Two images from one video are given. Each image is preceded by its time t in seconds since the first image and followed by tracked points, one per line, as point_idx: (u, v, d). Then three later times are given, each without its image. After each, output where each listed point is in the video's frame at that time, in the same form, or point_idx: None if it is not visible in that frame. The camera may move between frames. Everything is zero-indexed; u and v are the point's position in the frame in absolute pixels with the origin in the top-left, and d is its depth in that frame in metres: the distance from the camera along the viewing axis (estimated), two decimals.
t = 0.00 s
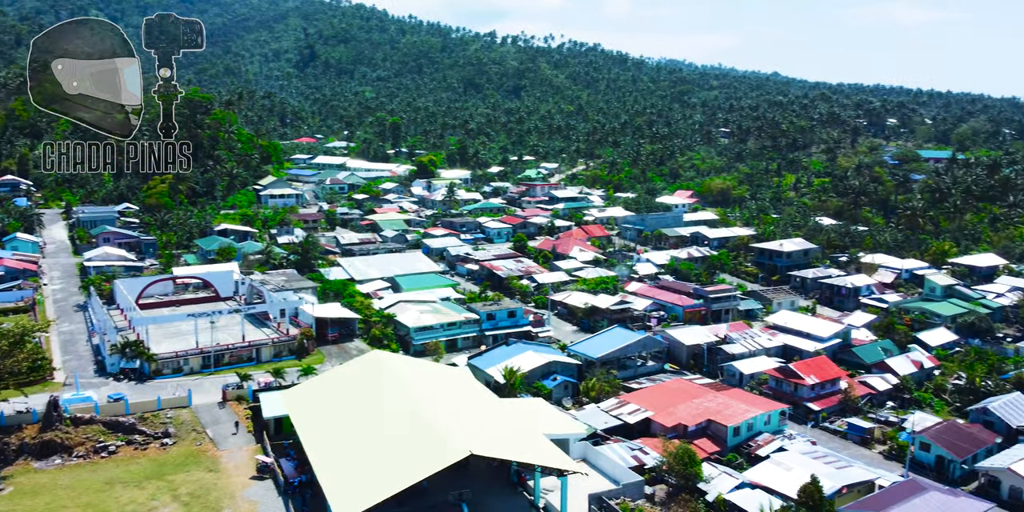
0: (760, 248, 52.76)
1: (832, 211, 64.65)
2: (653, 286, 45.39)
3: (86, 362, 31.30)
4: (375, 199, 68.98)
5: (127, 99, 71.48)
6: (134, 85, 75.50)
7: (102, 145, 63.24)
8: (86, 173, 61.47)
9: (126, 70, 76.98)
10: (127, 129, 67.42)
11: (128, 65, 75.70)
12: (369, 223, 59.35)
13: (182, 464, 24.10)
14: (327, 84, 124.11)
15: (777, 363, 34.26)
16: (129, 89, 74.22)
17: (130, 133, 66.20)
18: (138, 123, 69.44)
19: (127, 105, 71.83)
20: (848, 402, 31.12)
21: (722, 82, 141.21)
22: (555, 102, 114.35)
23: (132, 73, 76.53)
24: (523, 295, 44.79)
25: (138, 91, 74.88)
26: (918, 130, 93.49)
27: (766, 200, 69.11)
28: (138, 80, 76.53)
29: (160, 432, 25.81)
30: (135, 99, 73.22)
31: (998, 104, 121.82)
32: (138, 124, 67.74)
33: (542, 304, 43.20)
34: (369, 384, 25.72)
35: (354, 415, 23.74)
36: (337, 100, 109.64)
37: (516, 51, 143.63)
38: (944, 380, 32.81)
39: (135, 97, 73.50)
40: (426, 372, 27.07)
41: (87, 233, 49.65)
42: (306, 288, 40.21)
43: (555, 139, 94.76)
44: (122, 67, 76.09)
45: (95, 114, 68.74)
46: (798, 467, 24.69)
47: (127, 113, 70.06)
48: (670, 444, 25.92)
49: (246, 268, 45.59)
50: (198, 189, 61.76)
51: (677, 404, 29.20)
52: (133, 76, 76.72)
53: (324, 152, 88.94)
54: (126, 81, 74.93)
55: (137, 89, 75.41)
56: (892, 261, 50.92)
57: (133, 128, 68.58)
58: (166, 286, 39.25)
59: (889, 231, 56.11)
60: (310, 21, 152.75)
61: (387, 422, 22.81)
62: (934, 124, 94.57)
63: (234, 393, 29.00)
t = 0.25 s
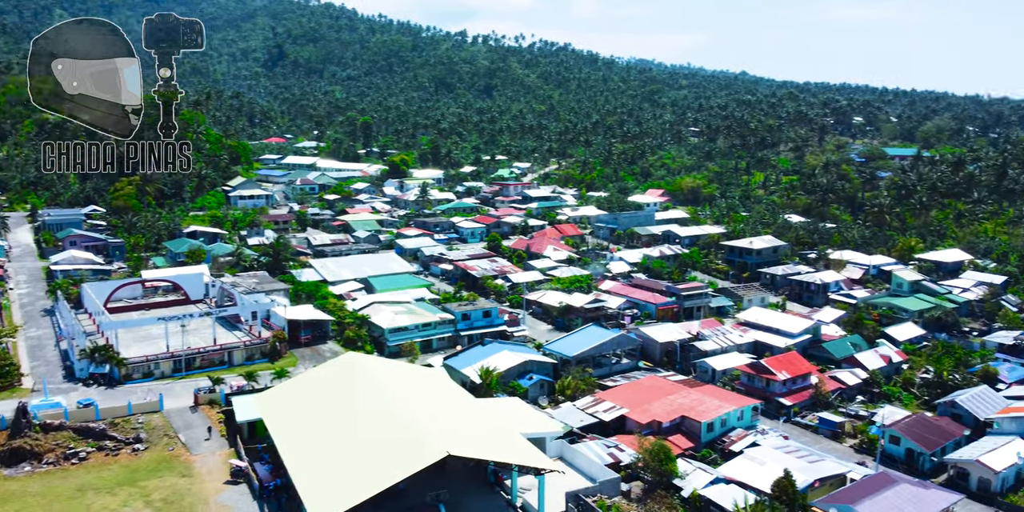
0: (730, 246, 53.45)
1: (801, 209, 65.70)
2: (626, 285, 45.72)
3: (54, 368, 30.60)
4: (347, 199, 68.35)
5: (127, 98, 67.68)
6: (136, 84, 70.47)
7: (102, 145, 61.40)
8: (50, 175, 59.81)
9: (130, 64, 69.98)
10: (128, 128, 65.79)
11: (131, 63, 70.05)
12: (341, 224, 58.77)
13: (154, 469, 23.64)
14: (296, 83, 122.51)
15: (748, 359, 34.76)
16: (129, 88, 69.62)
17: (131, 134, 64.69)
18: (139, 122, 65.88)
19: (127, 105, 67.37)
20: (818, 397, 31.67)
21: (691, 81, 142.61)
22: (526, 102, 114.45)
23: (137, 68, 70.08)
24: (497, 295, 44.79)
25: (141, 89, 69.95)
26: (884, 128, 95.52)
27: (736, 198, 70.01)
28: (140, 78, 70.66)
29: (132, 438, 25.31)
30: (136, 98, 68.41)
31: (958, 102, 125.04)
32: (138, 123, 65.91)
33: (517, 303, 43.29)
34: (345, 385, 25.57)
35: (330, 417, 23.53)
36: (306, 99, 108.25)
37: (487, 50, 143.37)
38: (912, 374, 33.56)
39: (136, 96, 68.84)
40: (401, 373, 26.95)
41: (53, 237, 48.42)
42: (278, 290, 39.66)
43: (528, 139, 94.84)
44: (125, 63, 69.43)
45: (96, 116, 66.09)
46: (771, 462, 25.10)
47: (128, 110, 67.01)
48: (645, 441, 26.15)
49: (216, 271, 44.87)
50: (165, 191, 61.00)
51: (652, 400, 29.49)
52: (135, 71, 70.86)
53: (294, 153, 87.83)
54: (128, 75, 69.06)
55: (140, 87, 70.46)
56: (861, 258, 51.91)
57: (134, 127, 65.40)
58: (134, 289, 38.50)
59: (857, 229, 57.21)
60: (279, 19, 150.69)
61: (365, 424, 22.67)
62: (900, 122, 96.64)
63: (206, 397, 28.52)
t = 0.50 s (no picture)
0: (701, 244, 54.07)
1: (770, 207, 66.78)
2: (600, 283, 46.01)
3: (21, 374, 29.99)
4: (318, 200, 67.78)
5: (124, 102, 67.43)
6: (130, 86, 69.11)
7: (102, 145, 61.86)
8: (13, 177, 58.30)
9: (131, 64, 69.12)
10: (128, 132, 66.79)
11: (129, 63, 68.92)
12: (312, 225, 58.23)
13: (126, 475, 23.19)
14: (265, 83, 121.08)
15: (721, 356, 35.22)
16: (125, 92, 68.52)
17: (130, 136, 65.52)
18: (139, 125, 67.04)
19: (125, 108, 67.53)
20: (790, 392, 32.19)
21: (661, 81, 144.06)
22: (499, 101, 114.57)
23: (138, 69, 69.52)
24: (472, 295, 44.78)
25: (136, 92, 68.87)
26: (851, 127, 97.55)
27: (706, 196, 70.94)
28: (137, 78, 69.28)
29: (103, 444, 24.81)
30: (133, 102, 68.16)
31: (922, 100, 128.00)
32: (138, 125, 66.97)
33: (492, 303, 43.32)
34: (321, 387, 25.35)
35: (305, 419, 23.33)
36: (276, 99, 107.03)
37: (458, 49, 143.22)
38: (881, 368, 34.23)
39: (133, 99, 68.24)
40: (378, 375, 26.82)
41: (18, 239, 47.40)
42: (249, 292, 39.15)
43: (500, 138, 94.93)
44: (124, 64, 68.66)
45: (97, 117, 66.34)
46: (745, 457, 25.46)
47: (128, 110, 67.48)
48: (622, 439, 26.34)
49: (186, 273, 44.16)
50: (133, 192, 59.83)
51: (627, 398, 29.74)
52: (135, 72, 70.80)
53: (264, 153, 86.80)
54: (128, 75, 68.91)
55: (139, 87, 70.44)
56: (829, 254, 52.92)
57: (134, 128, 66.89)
58: (103, 293, 37.86)
59: (825, 226, 58.32)
60: (247, 19, 148.73)
61: (342, 425, 22.50)
62: (866, 121, 98.71)
63: (178, 402, 28.03)
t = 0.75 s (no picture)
0: (673, 243, 54.58)
1: (741, 205, 67.77)
2: (574, 282, 46.22)
3: None
4: (289, 200, 67.08)
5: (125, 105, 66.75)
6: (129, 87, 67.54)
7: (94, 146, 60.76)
8: None
9: (130, 64, 65.98)
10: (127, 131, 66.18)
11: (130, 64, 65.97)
12: (284, 226, 57.60)
13: (98, 482, 22.69)
14: (234, 83, 119.36)
15: (694, 353, 35.62)
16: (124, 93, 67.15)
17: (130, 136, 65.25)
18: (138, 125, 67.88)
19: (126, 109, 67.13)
20: (762, 388, 32.66)
21: (632, 81, 145.21)
22: (471, 100, 114.48)
23: (139, 69, 66.82)
24: (447, 295, 44.70)
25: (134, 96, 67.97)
26: (818, 126, 99.42)
27: (677, 195, 71.72)
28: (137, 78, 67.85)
29: (73, 450, 24.27)
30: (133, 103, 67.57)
31: (887, 98, 130.71)
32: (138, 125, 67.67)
33: (467, 303, 43.28)
34: (295, 390, 25.06)
35: (278, 422, 23.09)
36: (245, 99, 105.58)
37: (429, 48, 142.80)
38: (851, 364, 34.94)
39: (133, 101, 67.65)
40: (352, 376, 26.66)
41: None
42: (221, 294, 38.57)
43: (473, 138, 94.82)
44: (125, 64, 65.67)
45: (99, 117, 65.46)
46: (719, 453, 25.78)
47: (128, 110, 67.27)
48: (598, 436, 26.48)
49: (155, 276, 43.36)
50: (100, 194, 58.61)
51: (603, 396, 29.92)
52: (134, 72, 68.35)
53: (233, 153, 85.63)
54: (128, 75, 66.95)
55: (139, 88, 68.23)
56: (798, 251, 53.84)
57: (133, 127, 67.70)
58: (71, 296, 37.08)
59: (794, 224, 59.32)
60: (215, 17, 146.36)
61: (318, 428, 22.28)
62: (832, 120, 100.66)
63: (149, 407, 27.51)
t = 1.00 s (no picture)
0: (647, 241, 54.96)
1: (712, 204, 68.45)
2: (550, 282, 46.34)
3: None
4: (260, 202, 66.23)
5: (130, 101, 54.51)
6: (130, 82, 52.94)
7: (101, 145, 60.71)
8: None
9: (133, 64, 51.04)
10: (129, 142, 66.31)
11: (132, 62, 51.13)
12: (255, 228, 56.86)
13: (70, 488, 22.24)
14: (203, 83, 117.37)
15: (668, 350, 35.96)
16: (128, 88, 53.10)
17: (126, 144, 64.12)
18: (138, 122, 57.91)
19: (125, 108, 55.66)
20: (735, 384, 33.10)
21: (604, 81, 145.76)
22: (443, 100, 114.13)
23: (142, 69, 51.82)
24: (423, 295, 44.51)
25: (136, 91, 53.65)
26: (787, 125, 100.97)
27: (650, 194, 72.28)
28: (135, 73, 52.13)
29: (44, 456, 23.74)
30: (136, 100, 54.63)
31: (854, 97, 132.96)
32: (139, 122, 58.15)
33: (443, 303, 43.17)
34: (269, 393, 24.83)
35: (255, 425, 22.87)
36: (214, 99, 103.93)
37: (400, 48, 142.02)
38: (822, 359, 35.62)
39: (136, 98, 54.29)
40: (326, 378, 26.50)
41: None
42: (193, 297, 38.03)
43: (446, 138, 94.48)
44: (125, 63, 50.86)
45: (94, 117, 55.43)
46: (695, 449, 26.08)
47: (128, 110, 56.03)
48: (575, 435, 26.61)
49: (125, 279, 42.46)
50: (67, 197, 57.46)
51: (580, 394, 30.09)
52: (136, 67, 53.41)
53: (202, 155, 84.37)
54: (131, 73, 52.63)
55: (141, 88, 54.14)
56: (769, 249, 54.56)
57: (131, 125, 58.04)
58: (39, 301, 36.27)
59: (765, 222, 60.14)
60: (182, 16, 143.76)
61: (294, 430, 22.13)
62: (801, 119, 102.29)
63: (121, 411, 27.02)
